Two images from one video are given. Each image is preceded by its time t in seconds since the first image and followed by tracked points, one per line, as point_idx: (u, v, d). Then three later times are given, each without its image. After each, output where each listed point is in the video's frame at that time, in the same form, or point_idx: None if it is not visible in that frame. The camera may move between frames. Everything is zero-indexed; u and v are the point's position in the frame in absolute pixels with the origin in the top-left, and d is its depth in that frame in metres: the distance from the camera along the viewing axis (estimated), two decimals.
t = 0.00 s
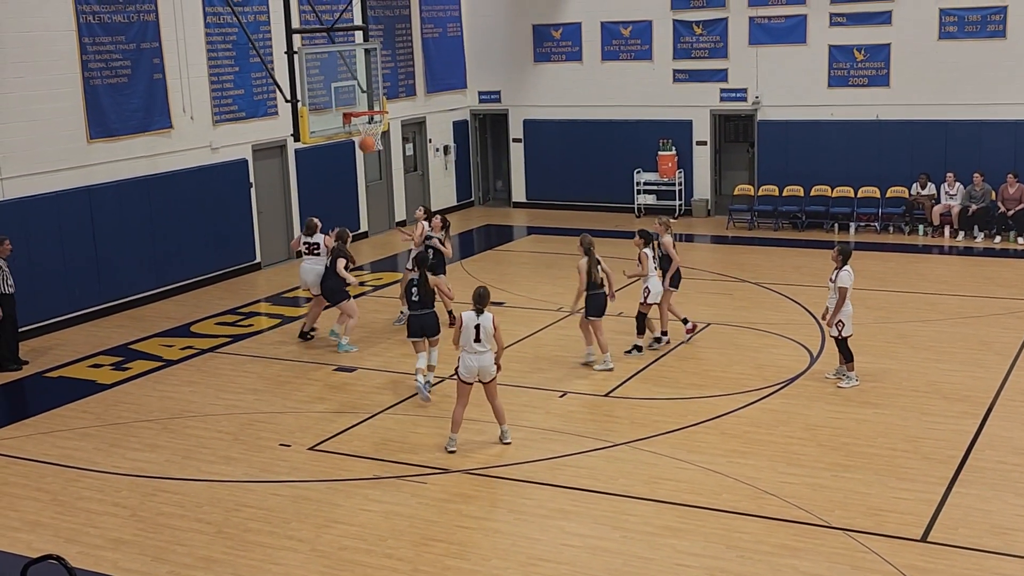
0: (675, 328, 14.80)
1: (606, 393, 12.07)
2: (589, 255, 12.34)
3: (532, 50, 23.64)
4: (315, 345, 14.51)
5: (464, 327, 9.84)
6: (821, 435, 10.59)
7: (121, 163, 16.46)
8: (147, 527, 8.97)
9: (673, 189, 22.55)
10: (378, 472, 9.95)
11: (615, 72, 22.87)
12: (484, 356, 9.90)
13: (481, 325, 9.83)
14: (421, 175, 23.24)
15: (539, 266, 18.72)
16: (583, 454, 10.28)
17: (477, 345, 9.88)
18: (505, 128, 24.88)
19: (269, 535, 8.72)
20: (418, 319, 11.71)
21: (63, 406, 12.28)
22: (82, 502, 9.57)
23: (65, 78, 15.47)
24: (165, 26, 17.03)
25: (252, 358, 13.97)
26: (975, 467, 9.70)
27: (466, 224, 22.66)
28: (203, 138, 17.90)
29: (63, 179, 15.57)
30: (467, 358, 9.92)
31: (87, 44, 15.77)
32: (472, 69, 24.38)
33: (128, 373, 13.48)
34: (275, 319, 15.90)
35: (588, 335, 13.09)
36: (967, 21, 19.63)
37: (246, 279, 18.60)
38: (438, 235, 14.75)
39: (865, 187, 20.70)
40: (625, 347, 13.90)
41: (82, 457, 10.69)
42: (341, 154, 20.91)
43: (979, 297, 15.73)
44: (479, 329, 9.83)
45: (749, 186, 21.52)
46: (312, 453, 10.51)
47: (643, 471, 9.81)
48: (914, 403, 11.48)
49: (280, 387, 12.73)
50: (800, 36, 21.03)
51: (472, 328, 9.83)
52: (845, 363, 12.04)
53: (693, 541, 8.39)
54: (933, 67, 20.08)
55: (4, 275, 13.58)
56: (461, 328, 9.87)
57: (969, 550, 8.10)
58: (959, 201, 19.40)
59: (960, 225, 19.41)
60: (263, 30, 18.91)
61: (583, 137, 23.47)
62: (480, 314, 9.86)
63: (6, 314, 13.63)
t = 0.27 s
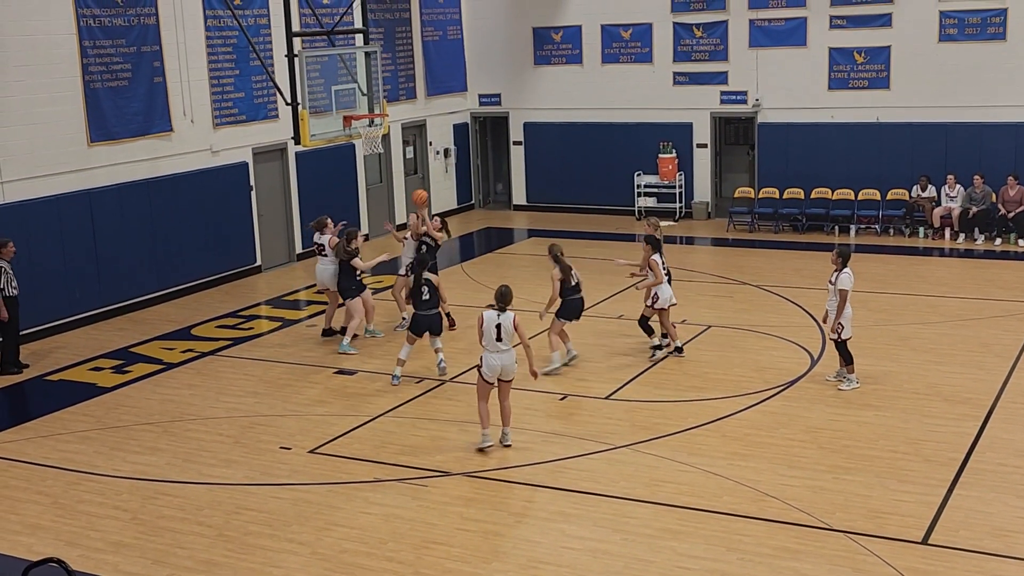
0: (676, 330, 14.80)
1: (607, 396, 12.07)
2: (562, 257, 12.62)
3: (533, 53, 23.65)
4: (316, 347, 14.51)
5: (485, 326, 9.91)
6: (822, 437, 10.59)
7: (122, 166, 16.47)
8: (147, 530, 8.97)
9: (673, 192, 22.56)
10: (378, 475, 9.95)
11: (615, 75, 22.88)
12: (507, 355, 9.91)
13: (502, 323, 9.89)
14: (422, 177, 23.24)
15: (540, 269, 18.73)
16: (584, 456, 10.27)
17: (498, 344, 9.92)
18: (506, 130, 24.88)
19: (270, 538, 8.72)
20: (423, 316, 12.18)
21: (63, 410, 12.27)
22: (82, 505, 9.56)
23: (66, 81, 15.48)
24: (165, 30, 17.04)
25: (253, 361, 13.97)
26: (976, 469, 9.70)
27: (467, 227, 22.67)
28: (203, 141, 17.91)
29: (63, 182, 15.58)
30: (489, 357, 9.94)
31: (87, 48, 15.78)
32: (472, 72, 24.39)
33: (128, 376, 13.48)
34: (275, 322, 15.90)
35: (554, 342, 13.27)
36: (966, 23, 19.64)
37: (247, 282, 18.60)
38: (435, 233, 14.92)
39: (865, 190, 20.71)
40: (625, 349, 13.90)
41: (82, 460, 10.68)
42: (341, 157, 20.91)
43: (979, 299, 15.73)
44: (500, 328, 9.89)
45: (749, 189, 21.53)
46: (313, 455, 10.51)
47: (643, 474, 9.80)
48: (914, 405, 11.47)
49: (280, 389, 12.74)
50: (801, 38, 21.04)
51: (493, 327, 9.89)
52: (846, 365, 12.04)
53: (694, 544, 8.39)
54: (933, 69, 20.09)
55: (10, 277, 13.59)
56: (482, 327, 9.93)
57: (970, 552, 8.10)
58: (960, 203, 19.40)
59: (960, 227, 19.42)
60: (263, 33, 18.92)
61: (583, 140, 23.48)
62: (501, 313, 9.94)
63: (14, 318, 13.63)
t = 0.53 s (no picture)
0: (676, 333, 14.81)
1: (607, 399, 12.07)
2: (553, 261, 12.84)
3: (532, 56, 23.67)
4: (316, 351, 14.52)
5: (503, 332, 9.90)
6: (822, 440, 10.59)
7: (122, 169, 16.48)
8: (147, 534, 8.97)
9: (673, 195, 22.57)
10: (378, 478, 9.95)
11: (615, 78, 22.89)
12: (527, 361, 9.91)
13: (520, 329, 9.87)
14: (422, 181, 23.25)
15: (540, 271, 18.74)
16: (584, 460, 10.28)
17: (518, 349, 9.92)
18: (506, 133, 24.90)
19: (270, 542, 8.72)
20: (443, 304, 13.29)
21: (63, 413, 12.28)
22: (82, 509, 9.57)
23: (65, 85, 15.49)
24: (165, 33, 17.05)
25: (253, 364, 13.98)
26: (976, 472, 9.70)
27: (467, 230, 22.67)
28: (203, 144, 17.92)
29: (63, 186, 15.59)
30: (511, 363, 9.94)
31: (87, 51, 15.79)
32: (472, 75, 24.40)
33: (128, 379, 13.48)
34: (275, 325, 15.91)
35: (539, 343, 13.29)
36: (966, 26, 19.65)
37: (247, 285, 18.61)
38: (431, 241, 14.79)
39: (865, 193, 20.72)
40: (625, 352, 13.91)
41: (82, 463, 10.69)
42: (341, 161, 20.92)
43: (979, 302, 15.75)
44: (518, 334, 9.87)
45: (749, 192, 21.55)
46: (313, 459, 10.52)
47: (644, 477, 9.81)
48: (915, 408, 11.48)
49: (281, 393, 12.74)
50: (800, 41, 21.06)
51: (511, 333, 9.88)
52: (845, 368, 12.04)
53: (694, 547, 8.39)
54: (932, 72, 20.11)
55: (14, 280, 13.59)
56: (501, 333, 9.93)
57: (970, 555, 8.10)
58: (959, 205, 19.41)
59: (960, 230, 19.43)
60: (263, 36, 18.94)
61: (583, 143, 23.49)
62: (519, 318, 9.90)
63: (16, 321, 13.63)
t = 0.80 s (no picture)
0: (675, 336, 14.81)
1: (607, 402, 12.07)
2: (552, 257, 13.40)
3: (531, 59, 23.69)
4: (315, 354, 14.52)
5: (528, 337, 9.80)
6: (822, 444, 10.59)
7: (121, 173, 16.48)
8: (147, 537, 8.97)
9: (671, 199, 22.57)
10: (378, 482, 9.95)
11: (614, 81, 22.91)
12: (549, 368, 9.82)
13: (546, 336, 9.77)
14: (421, 184, 23.25)
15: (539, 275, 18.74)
16: (583, 463, 10.28)
17: (541, 356, 9.83)
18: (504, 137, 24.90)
19: (269, 545, 8.72)
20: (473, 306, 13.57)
21: (62, 416, 12.27)
22: (81, 512, 9.56)
23: (65, 89, 15.50)
24: (164, 37, 17.06)
25: (253, 367, 13.97)
26: (975, 475, 9.71)
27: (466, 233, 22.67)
28: (202, 148, 17.92)
29: (62, 189, 15.58)
30: (533, 368, 9.85)
31: (86, 54, 15.79)
32: (471, 79, 24.41)
33: (127, 383, 13.47)
34: (274, 329, 15.90)
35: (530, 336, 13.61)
36: (964, 29, 19.68)
37: (246, 288, 18.61)
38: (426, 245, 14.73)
39: (864, 196, 20.73)
40: (625, 355, 13.91)
41: (81, 467, 10.68)
42: (340, 164, 20.92)
43: (978, 305, 15.76)
44: (544, 340, 9.77)
45: (747, 195, 21.56)
46: (313, 462, 10.52)
47: (643, 480, 9.81)
48: (914, 412, 11.48)
49: (280, 396, 12.73)
50: (798, 45, 21.08)
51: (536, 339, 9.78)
52: (845, 372, 12.04)
53: (693, 550, 8.40)
54: (930, 75, 20.13)
55: (20, 286, 13.44)
56: (526, 337, 9.81)
57: (969, 558, 8.10)
58: (958, 209, 19.42)
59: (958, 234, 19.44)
60: (263, 40, 18.96)
61: (581, 147, 23.51)
62: (545, 324, 9.79)
63: (17, 326, 13.53)
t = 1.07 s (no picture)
0: (673, 339, 14.82)
1: (604, 404, 12.08)
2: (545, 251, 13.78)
3: (529, 62, 23.70)
4: (313, 356, 14.52)
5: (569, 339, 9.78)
6: (819, 446, 10.60)
7: (119, 174, 16.47)
8: (144, 539, 8.96)
9: (669, 201, 22.58)
10: (375, 484, 9.95)
11: (612, 84, 22.92)
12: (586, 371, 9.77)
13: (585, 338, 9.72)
14: (418, 186, 23.24)
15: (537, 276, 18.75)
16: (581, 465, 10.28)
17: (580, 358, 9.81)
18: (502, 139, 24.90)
19: (266, 547, 8.71)
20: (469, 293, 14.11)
21: (60, 418, 12.27)
22: (79, 514, 9.56)
23: (63, 91, 15.50)
24: (162, 39, 17.06)
25: (250, 369, 13.97)
26: (972, 478, 9.72)
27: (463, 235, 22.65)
28: (200, 150, 17.92)
29: (60, 191, 15.58)
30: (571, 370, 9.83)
31: (84, 56, 15.80)
32: (469, 81, 24.41)
33: (125, 385, 13.47)
34: (272, 331, 15.89)
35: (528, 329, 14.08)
36: (961, 33, 19.69)
37: (243, 290, 18.60)
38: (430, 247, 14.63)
39: (861, 199, 20.74)
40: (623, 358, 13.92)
41: (79, 469, 10.67)
42: (337, 166, 20.93)
43: (975, 308, 15.77)
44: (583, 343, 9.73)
45: (745, 198, 21.57)
46: (310, 464, 10.51)
47: (641, 483, 9.81)
48: (912, 414, 11.49)
49: (278, 398, 12.73)
50: (796, 47, 21.10)
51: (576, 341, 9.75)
52: (841, 374, 12.05)
53: (690, 552, 8.40)
54: (928, 78, 20.16)
55: (28, 289, 13.40)
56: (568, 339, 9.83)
57: (966, 561, 8.11)
58: (955, 212, 19.45)
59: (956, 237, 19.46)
60: (261, 42, 18.96)
61: (579, 149, 23.51)
62: (585, 327, 9.75)
63: (27, 329, 13.48)
